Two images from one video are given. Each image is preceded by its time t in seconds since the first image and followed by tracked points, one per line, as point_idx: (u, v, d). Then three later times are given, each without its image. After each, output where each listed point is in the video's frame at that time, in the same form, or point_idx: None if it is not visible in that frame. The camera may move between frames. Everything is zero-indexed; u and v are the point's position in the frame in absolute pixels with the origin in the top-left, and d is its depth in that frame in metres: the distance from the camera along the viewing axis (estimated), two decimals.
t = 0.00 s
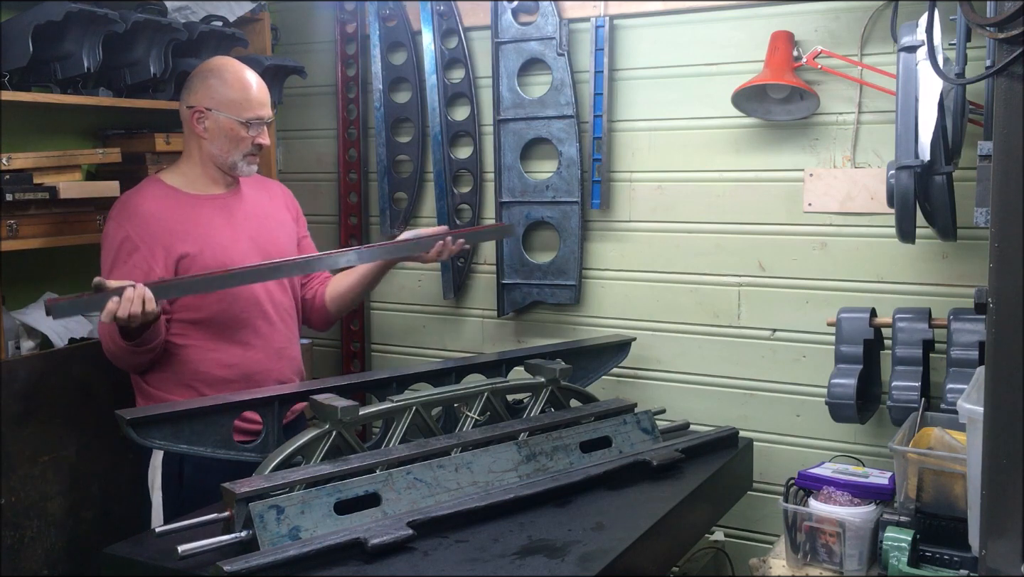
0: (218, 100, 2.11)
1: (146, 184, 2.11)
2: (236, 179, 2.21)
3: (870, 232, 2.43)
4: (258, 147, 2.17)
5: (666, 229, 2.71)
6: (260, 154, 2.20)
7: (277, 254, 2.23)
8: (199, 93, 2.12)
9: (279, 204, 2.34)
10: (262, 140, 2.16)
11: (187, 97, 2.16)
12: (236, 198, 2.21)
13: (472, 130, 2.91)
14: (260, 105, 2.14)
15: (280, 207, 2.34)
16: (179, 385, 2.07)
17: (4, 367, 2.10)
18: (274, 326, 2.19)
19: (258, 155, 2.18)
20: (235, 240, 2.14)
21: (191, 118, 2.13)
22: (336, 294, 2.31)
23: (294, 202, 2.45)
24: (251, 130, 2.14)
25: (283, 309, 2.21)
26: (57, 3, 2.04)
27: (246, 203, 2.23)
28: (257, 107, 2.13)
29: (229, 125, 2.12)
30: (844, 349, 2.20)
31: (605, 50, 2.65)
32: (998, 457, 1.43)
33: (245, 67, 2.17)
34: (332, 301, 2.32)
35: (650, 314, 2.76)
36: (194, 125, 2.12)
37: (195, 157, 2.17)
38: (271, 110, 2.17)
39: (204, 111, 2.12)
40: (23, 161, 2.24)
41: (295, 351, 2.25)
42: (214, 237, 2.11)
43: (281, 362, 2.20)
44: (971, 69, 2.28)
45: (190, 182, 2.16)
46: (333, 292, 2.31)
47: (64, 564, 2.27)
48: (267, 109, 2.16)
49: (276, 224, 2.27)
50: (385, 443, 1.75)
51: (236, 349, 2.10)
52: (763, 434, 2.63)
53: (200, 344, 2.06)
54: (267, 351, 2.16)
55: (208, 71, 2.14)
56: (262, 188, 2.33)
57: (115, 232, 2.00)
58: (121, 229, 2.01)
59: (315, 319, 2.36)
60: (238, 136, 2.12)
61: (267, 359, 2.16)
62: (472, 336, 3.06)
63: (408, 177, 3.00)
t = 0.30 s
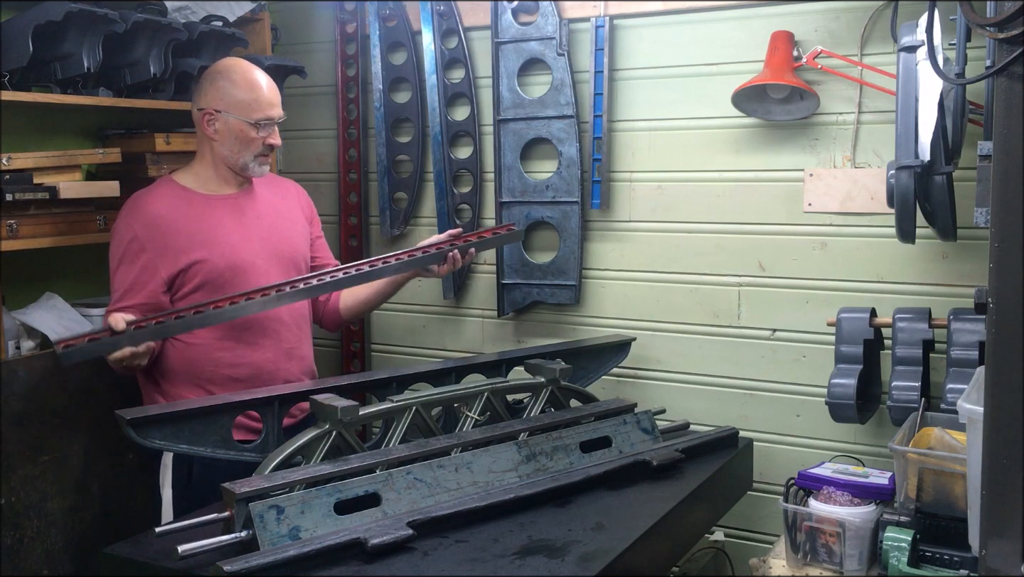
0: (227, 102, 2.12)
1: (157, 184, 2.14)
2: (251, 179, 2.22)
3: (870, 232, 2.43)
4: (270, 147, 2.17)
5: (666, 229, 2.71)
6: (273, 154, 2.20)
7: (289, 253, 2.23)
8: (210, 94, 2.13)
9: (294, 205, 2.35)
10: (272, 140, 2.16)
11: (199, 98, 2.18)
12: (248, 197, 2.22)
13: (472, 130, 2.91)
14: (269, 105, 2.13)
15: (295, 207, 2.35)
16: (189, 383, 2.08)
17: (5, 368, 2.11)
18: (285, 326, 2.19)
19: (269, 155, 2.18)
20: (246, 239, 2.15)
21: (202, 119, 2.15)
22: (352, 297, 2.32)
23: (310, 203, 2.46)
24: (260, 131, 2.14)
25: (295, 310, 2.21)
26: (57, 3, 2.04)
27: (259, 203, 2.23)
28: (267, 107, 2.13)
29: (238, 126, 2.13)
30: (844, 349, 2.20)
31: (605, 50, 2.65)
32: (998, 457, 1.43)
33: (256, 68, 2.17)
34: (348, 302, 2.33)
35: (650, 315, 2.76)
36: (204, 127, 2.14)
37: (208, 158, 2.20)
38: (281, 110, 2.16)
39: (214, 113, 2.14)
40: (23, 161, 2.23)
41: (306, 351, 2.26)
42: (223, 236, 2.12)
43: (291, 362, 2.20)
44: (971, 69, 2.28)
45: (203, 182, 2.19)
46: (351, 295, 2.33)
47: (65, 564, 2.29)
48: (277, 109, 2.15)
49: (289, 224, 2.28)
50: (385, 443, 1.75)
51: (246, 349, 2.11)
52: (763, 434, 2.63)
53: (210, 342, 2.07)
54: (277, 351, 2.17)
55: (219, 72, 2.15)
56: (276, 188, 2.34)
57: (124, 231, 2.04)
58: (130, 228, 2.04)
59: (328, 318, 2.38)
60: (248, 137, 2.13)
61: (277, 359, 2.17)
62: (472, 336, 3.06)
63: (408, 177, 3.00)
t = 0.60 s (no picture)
0: (238, 104, 2.12)
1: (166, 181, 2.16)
2: (260, 181, 2.23)
3: (870, 232, 2.43)
4: (279, 150, 2.18)
5: (666, 229, 2.71)
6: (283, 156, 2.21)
7: (294, 255, 2.23)
8: (221, 96, 2.14)
9: (303, 207, 2.34)
10: (282, 143, 2.17)
11: (210, 98, 2.18)
12: (256, 198, 2.22)
13: (472, 130, 2.90)
14: (280, 109, 2.13)
15: (304, 209, 2.34)
16: (189, 382, 2.09)
17: (5, 368, 2.14)
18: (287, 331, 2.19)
19: (279, 158, 2.18)
20: (250, 240, 2.15)
21: (212, 121, 2.16)
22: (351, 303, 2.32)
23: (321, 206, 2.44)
24: (270, 135, 2.14)
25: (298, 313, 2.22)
26: (58, 2, 2.08)
27: (266, 204, 2.23)
28: (276, 110, 2.13)
29: (248, 129, 2.13)
30: (844, 349, 2.20)
31: (605, 50, 2.65)
32: (998, 457, 1.43)
33: (268, 71, 2.17)
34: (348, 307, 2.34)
35: (650, 315, 2.76)
36: (214, 128, 2.15)
37: (218, 158, 2.21)
38: (292, 113, 2.16)
39: (224, 115, 2.14)
40: (24, 161, 2.23)
41: (307, 354, 2.26)
42: (227, 236, 2.12)
43: (291, 365, 2.21)
44: (970, 69, 2.28)
45: (211, 182, 2.20)
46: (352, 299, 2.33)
47: (65, 564, 2.33)
48: (287, 113, 2.15)
49: (296, 226, 2.27)
50: (385, 443, 1.75)
51: (246, 352, 2.11)
52: (763, 434, 2.63)
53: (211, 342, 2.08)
54: (277, 354, 2.17)
55: (230, 73, 2.15)
56: (286, 190, 2.33)
57: (131, 227, 2.06)
58: (137, 224, 2.06)
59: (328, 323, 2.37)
60: (258, 140, 2.13)
61: (276, 361, 2.17)
62: (472, 336, 3.06)
63: (408, 177, 3.00)
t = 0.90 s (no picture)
0: (246, 105, 2.11)
1: (172, 175, 2.16)
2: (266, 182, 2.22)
3: (870, 232, 2.43)
4: (286, 153, 2.16)
5: (666, 229, 2.71)
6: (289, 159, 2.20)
7: (295, 260, 2.22)
8: (229, 96, 2.13)
9: (309, 212, 2.33)
10: (289, 146, 2.15)
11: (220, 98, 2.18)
12: (261, 200, 2.21)
13: (472, 130, 2.90)
14: (288, 112, 2.12)
15: (310, 215, 2.33)
16: (181, 381, 2.09)
17: (5, 368, 2.14)
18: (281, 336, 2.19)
19: (286, 160, 2.17)
20: (251, 242, 2.14)
21: (220, 121, 2.16)
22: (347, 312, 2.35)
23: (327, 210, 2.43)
24: (278, 137, 2.13)
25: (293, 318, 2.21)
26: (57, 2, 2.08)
27: (272, 207, 2.22)
28: (284, 112, 2.11)
29: (255, 130, 2.12)
30: (844, 349, 2.20)
31: (605, 50, 2.65)
32: (998, 456, 1.43)
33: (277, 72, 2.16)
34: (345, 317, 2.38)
35: (650, 315, 2.76)
36: (222, 127, 2.15)
37: (224, 157, 2.20)
38: (300, 117, 2.15)
39: (232, 114, 2.13)
40: (23, 161, 2.23)
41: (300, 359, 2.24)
42: (228, 237, 2.12)
43: (281, 369, 2.19)
44: (970, 69, 2.28)
45: (216, 180, 2.19)
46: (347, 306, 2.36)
47: (66, 563, 2.34)
48: (296, 116, 2.14)
49: (300, 231, 2.26)
50: (385, 443, 1.75)
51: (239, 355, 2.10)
52: (763, 434, 2.63)
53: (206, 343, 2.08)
54: (268, 358, 2.16)
55: (239, 74, 2.15)
56: (294, 193, 2.32)
57: (134, 219, 2.06)
58: (139, 216, 2.06)
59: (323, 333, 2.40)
60: (264, 142, 2.12)
61: (267, 365, 2.16)
62: (472, 336, 3.06)
63: (408, 177, 3.00)
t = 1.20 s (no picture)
0: (244, 107, 2.10)
1: (169, 172, 2.16)
2: (264, 184, 2.22)
3: (869, 232, 2.43)
4: (283, 156, 2.16)
5: (666, 229, 2.71)
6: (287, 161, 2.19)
7: (290, 265, 2.22)
8: (228, 96, 2.12)
9: (306, 216, 2.33)
10: (287, 149, 2.14)
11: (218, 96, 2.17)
12: (258, 202, 2.21)
13: (472, 130, 2.90)
14: (286, 115, 2.11)
15: (307, 219, 2.33)
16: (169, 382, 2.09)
17: (5, 369, 2.14)
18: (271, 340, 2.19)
19: (282, 163, 2.17)
20: (246, 246, 2.14)
21: (219, 121, 2.15)
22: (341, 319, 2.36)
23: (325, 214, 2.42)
24: (275, 141, 2.12)
25: (284, 324, 2.21)
26: (57, 3, 2.09)
27: (269, 210, 2.22)
28: (282, 116, 2.10)
29: (252, 133, 2.11)
30: (844, 349, 2.20)
31: (605, 50, 2.65)
32: (998, 456, 1.43)
33: (278, 73, 2.13)
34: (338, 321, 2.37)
35: (650, 315, 2.76)
36: (220, 127, 2.15)
37: (222, 157, 2.19)
38: (299, 120, 2.13)
39: (229, 115, 2.12)
40: (23, 161, 2.24)
41: (293, 365, 2.24)
42: (222, 239, 2.12)
43: (270, 374, 2.20)
44: (970, 69, 2.28)
45: (214, 180, 2.19)
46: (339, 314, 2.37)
47: (65, 564, 2.35)
48: (294, 119, 2.12)
49: (296, 235, 2.26)
50: (385, 443, 1.75)
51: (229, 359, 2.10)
52: (763, 434, 2.63)
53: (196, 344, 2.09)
54: (258, 363, 2.16)
55: (238, 73, 2.13)
56: (292, 196, 2.32)
57: (128, 215, 2.06)
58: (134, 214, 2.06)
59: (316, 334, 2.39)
60: (261, 145, 2.11)
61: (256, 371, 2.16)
62: (472, 335, 3.06)
63: (408, 177, 3.00)
